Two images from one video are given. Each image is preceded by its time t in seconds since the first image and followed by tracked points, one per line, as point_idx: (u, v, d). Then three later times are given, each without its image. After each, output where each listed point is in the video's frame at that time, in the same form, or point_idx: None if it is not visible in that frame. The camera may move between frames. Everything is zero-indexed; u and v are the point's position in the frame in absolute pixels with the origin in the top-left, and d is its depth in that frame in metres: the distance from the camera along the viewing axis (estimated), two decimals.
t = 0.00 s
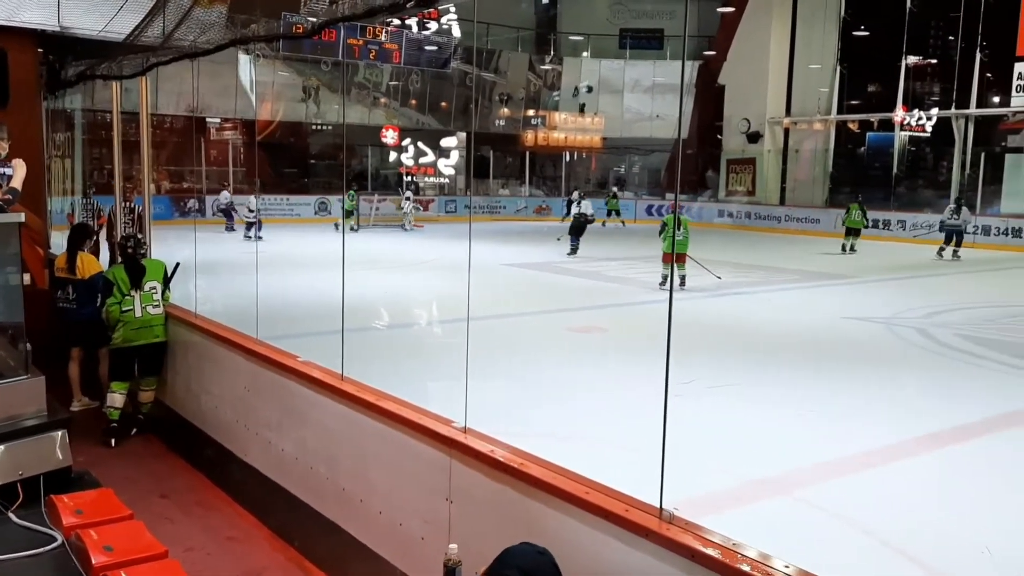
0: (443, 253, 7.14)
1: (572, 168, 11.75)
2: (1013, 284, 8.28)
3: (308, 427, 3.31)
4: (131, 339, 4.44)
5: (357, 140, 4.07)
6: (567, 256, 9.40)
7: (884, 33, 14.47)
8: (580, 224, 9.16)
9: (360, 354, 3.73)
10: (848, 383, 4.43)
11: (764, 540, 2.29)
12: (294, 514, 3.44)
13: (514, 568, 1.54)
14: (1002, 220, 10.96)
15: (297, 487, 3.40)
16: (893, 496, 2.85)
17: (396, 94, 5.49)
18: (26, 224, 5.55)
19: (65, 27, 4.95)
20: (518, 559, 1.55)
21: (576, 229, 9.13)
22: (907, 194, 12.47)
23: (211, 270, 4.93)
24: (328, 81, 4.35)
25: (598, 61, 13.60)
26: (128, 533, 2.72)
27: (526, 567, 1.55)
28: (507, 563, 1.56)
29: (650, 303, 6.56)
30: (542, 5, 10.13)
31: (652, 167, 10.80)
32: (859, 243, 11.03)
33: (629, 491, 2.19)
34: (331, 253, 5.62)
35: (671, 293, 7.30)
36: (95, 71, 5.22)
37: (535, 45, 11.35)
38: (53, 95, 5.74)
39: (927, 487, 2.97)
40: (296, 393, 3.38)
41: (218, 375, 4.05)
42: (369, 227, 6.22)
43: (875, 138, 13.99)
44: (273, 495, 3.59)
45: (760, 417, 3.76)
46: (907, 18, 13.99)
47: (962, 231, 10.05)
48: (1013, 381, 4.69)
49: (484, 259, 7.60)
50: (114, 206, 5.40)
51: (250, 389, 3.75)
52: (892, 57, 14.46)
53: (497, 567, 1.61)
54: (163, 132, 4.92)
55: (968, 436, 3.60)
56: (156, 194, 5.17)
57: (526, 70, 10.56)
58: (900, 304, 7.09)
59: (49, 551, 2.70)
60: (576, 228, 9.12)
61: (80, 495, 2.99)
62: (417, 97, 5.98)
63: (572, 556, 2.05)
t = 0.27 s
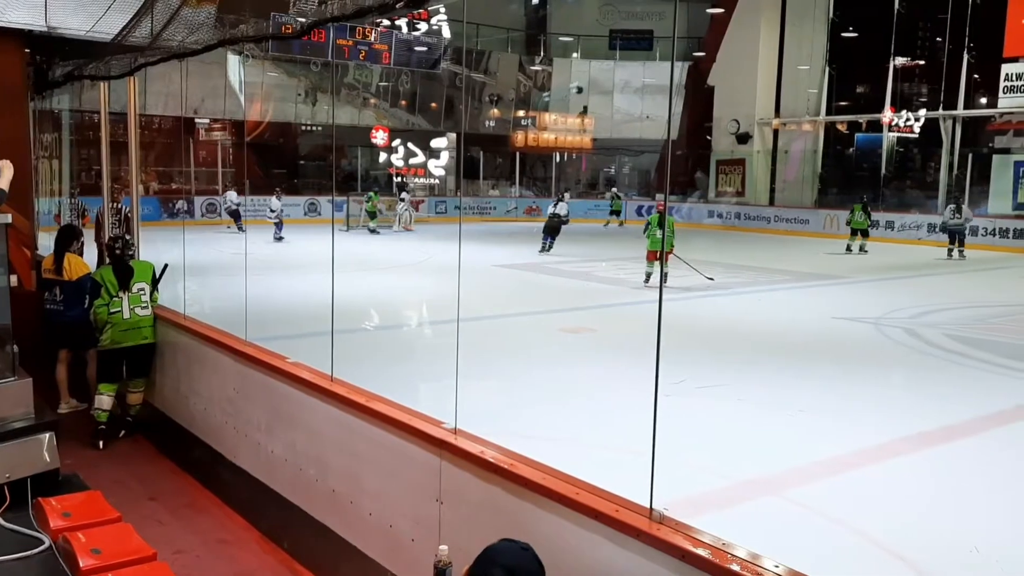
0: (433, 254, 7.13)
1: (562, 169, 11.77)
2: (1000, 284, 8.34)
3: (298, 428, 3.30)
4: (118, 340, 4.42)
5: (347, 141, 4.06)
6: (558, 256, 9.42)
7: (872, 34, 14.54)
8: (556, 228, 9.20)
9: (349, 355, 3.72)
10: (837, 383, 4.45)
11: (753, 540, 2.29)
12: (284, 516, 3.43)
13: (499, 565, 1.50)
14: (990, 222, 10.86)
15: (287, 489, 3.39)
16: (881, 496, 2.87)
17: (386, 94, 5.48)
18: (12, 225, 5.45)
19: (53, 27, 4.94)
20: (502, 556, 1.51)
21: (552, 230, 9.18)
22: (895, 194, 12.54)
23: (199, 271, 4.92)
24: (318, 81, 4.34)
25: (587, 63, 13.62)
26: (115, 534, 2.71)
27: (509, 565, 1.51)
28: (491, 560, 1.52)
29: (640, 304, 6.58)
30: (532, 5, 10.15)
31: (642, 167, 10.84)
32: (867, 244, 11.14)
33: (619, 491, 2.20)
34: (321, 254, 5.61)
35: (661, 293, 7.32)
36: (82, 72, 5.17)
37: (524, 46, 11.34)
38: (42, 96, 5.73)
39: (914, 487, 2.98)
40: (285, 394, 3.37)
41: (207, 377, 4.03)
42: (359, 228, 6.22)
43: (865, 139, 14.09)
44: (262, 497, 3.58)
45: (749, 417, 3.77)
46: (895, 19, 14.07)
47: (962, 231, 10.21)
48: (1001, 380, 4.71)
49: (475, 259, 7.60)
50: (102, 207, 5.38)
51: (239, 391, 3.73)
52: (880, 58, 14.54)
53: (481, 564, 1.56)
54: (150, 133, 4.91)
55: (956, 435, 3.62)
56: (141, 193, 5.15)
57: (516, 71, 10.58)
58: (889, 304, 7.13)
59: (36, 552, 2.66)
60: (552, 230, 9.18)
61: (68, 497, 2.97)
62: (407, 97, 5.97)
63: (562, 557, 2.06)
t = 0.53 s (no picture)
0: (424, 253, 7.12)
1: (553, 168, 11.78)
2: (988, 284, 8.39)
3: (287, 427, 3.28)
4: (106, 339, 4.38)
5: (337, 139, 4.04)
6: (549, 255, 9.42)
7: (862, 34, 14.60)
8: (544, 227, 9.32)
9: (339, 354, 3.71)
10: (826, 382, 4.46)
11: (742, 539, 2.30)
12: (273, 516, 3.41)
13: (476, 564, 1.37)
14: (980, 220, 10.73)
15: (276, 489, 3.37)
16: (870, 495, 2.87)
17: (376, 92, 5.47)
18: None
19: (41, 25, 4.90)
20: (480, 555, 1.37)
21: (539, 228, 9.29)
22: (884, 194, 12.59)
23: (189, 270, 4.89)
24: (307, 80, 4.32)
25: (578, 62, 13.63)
26: (103, 535, 2.69)
27: (489, 565, 1.37)
28: (470, 559, 1.38)
29: (631, 303, 6.58)
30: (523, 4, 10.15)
31: (633, 167, 10.85)
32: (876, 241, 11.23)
33: (610, 491, 2.19)
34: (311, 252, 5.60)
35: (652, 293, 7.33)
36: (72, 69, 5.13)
37: (514, 45, 11.35)
38: (29, 93, 5.69)
39: (903, 485, 2.99)
40: (275, 394, 3.35)
41: (196, 376, 4.01)
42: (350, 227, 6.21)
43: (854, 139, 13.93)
44: (252, 497, 3.56)
45: (739, 417, 3.77)
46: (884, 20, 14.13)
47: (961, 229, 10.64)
48: (989, 379, 4.74)
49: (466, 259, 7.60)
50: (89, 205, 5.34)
51: (229, 390, 3.72)
52: (870, 59, 14.60)
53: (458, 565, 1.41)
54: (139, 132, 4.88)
55: (944, 435, 3.64)
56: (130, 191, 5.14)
57: (507, 70, 10.58)
58: (878, 304, 7.16)
59: (23, 552, 2.58)
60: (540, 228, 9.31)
61: (55, 497, 2.95)
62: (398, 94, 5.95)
63: (552, 556, 2.05)
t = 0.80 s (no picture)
0: (412, 251, 7.11)
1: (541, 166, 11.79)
2: (973, 282, 8.45)
3: (274, 426, 3.28)
4: (92, 337, 4.37)
5: (325, 137, 4.03)
6: (537, 253, 9.43)
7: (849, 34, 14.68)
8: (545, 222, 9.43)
9: (327, 352, 3.70)
10: (813, 380, 4.48)
11: (728, 536, 2.31)
12: (260, 515, 3.40)
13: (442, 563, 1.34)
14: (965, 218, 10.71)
15: (263, 487, 3.36)
16: (855, 492, 2.89)
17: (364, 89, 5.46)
18: None
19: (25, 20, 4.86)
20: (450, 553, 1.33)
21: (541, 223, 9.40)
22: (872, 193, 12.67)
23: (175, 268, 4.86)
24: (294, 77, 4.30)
25: (567, 60, 13.56)
26: (88, 534, 2.68)
27: (458, 562, 1.33)
28: (441, 558, 1.34)
29: (619, 302, 6.60)
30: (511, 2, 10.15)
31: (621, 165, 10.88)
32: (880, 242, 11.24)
33: (596, 488, 2.20)
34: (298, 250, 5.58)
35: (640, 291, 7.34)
36: (55, 65, 5.04)
37: (503, 42, 11.36)
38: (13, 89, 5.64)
39: (888, 483, 3.01)
40: (262, 392, 3.34)
41: (183, 375, 4.00)
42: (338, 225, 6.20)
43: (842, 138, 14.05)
44: (239, 495, 3.55)
45: (726, 414, 3.79)
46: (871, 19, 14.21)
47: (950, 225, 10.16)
48: (973, 377, 4.77)
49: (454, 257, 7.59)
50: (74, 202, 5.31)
51: (215, 389, 3.70)
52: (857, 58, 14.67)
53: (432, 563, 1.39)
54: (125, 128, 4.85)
55: (929, 432, 3.66)
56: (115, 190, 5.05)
57: (495, 68, 10.58)
58: (864, 302, 7.20)
59: (8, 552, 2.53)
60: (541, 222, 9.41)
61: (40, 496, 2.94)
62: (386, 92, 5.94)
63: (540, 554, 2.06)
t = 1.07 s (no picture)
0: (401, 249, 7.11)
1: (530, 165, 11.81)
2: (959, 279, 8.51)
3: (263, 424, 3.26)
4: (78, 335, 4.37)
5: (314, 135, 4.03)
6: (526, 251, 9.44)
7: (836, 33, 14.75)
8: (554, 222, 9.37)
9: (315, 351, 3.69)
10: (800, 378, 4.50)
11: (715, 533, 2.31)
12: (249, 514, 3.39)
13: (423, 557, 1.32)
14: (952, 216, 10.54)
15: (252, 485, 3.35)
16: (842, 488, 2.90)
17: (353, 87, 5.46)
18: None
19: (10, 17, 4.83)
20: (433, 551, 1.31)
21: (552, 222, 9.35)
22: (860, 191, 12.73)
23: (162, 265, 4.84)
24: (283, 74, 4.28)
25: (556, 58, 13.34)
26: (73, 533, 2.67)
27: (440, 560, 1.31)
28: (424, 554, 1.32)
29: (608, 299, 6.61)
30: None
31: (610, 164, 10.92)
32: (884, 240, 11.34)
33: (584, 487, 2.20)
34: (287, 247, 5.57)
35: (629, 288, 7.36)
36: (42, 62, 5.00)
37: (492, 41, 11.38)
38: None
39: (874, 480, 3.02)
40: (250, 391, 3.33)
41: (170, 373, 3.98)
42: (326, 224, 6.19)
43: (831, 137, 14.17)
44: (227, 494, 3.54)
45: (714, 411, 3.80)
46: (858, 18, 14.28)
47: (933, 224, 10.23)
48: (958, 374, 4.81)
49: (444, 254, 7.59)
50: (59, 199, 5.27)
51: (204, 387, 3.69)
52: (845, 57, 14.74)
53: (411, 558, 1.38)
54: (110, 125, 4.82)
55: (915, 429, 3.68)
56: (101, 188, 5.02)
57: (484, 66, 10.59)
58: (851, 300, 7.24)
59: None
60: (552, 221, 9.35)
61: (25, 495, 2.92)
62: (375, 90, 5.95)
63: (530, 552, 2.06)
